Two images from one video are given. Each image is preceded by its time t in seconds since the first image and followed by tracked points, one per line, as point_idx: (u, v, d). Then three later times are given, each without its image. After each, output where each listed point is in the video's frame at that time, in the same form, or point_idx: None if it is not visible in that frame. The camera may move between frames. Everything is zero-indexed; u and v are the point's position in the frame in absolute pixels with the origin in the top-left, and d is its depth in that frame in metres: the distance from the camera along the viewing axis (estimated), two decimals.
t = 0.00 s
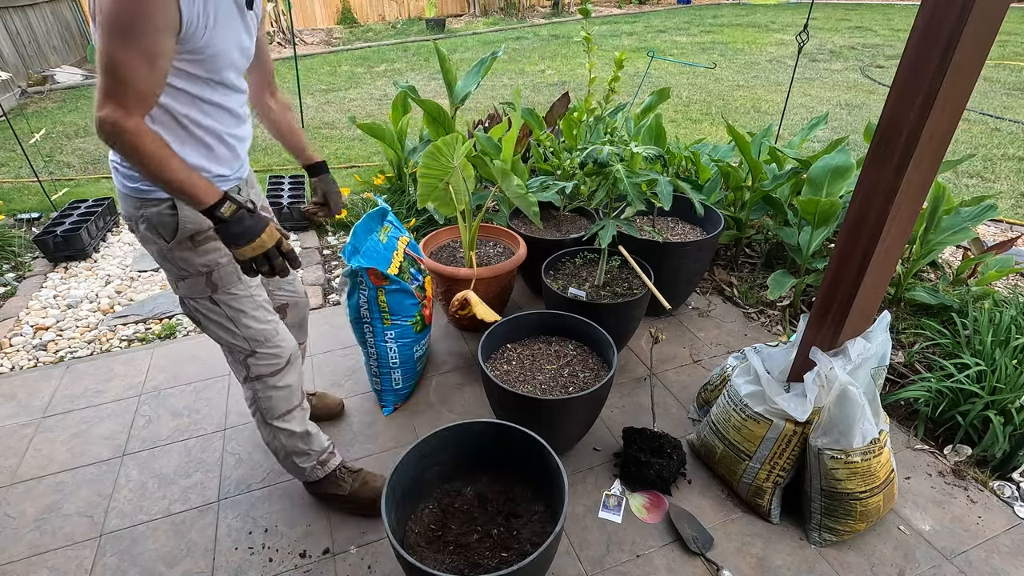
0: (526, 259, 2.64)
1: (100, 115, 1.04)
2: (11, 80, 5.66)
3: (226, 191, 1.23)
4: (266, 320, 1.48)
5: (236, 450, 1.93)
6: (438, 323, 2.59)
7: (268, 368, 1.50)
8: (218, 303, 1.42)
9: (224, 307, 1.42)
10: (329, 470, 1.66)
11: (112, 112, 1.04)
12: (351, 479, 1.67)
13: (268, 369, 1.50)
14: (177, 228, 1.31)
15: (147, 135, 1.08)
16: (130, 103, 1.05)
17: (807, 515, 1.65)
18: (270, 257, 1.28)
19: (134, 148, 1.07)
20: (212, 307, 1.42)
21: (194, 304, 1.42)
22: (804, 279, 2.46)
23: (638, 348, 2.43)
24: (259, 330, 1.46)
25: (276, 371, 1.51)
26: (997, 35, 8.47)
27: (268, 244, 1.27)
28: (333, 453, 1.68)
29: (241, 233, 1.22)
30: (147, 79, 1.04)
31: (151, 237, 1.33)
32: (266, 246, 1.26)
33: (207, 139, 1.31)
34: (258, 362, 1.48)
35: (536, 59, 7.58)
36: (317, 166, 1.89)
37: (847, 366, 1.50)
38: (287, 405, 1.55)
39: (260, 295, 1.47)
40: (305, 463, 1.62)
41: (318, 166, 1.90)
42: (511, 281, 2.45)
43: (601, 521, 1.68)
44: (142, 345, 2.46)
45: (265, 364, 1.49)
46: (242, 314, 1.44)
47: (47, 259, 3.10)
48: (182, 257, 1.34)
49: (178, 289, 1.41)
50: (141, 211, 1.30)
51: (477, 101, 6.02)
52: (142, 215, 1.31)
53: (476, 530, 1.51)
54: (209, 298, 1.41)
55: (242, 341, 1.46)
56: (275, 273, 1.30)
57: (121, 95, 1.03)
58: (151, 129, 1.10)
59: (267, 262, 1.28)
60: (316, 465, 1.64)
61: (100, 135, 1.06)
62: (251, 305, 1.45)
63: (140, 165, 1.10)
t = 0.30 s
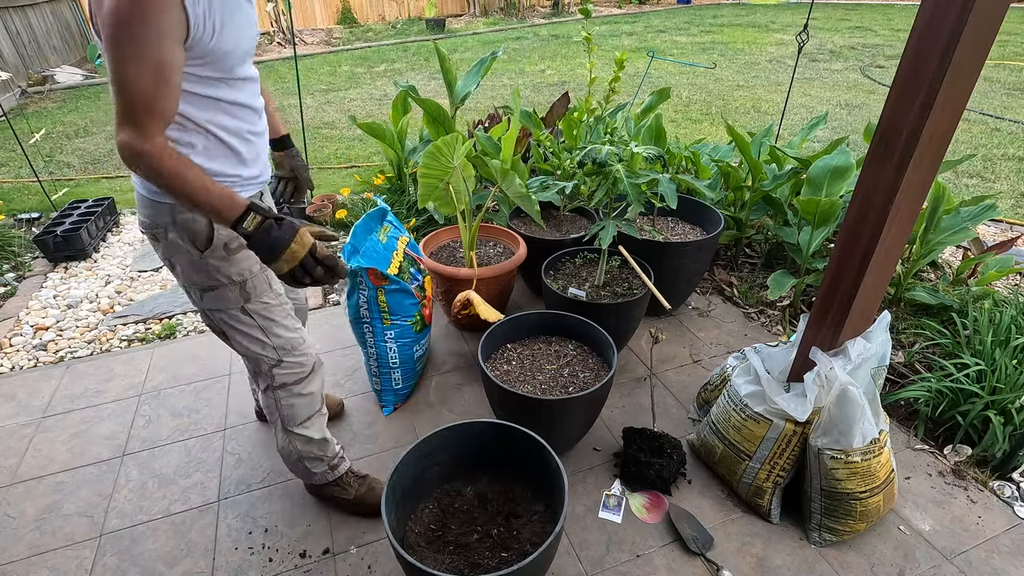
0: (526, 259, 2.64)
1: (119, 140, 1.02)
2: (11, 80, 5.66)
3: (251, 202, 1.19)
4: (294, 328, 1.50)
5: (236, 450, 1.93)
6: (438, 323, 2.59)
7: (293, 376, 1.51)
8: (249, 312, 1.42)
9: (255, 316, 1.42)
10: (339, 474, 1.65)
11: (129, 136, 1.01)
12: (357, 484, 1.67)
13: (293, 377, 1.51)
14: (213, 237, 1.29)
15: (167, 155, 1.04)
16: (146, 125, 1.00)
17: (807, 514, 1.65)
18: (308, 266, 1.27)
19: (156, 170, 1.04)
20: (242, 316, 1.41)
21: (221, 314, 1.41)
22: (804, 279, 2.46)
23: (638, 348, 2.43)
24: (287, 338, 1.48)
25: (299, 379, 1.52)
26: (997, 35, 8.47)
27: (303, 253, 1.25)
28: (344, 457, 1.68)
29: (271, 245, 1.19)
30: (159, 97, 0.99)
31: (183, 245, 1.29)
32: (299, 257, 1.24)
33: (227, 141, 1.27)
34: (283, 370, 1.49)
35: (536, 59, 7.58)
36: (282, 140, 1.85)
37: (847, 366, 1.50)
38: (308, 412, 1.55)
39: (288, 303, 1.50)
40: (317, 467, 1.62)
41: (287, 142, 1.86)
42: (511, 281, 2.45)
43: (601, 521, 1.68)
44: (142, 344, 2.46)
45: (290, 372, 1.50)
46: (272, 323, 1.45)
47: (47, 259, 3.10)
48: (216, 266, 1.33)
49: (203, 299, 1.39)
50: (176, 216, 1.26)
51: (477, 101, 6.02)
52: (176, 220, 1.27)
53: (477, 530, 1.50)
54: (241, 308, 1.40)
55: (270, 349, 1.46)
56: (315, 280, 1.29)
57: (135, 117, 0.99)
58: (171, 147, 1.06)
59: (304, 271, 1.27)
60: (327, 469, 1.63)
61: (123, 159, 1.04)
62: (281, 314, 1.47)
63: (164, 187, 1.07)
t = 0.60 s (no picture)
0: (526, 259, 2.64)
1: (141, 151, 0.94)
2: (11, 80, 5.66)
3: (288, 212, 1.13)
4: (313, 343, 1.50)
5: (236, 450, 1.93)
6: (438, 323, 2.59)
7: (302, 389, 1.50)
8: (273, 328, 1.40)
9: (281, 332, 1.41)
10: (341, 475, 1.65)
11: (152, 146, 0.94)
12: (358, 485, 1.67)
13: (306, 390, 1.50)
14: (249, 253, 1.28)
15: (192, 163, 0.97)
16: (168, 133, 0.93)
17: (807, 514, 1.65)
18: (356, 277, 1.21)
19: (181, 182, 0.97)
20: (267, 332, 1.39)
21: (243, 330, 1.38)
22: (804, 279, 2.46)
23: (638, 348, 2.43)
24: (307, 352, 1.48)
25: (308, 392, 1.51)
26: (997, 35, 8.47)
27: (347, 264, 1.18)
28: (346, 459, 1.68)
29: (313, 257, 1.13)
30: (182, 101, 0.91)
31: (217, 259, 1.26)
32: (344, 268, 1.18)
33: (255, 142, 1.23)
34: (295, 384, 1.48)
35: (535, 59, 7.58)
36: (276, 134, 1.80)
37: (847, 366, 1.50)
38: (311, 423, 1.55)
39: (310, 319, 1.49)
40: (319, 470, 1.62)
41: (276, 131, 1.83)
42: (511, 281, 2.45)
43: (601, 521, 1.68)
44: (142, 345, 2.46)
45: (300, 386, 1.49)
46: (296, 339, 1.45)
47: (47, 259, 3.10)
48: (248, 283, 1.31)
49: (224, 314, 1.35)
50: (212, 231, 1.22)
51: (477, 101, 6.02)
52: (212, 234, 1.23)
53: (477, 530, 1.50)
54: (265, 323, 1.38)
55: (289, 363, 1.45)
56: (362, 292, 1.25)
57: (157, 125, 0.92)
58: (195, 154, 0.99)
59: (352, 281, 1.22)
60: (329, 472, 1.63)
61: (146, 172, 0.97)
62: (303, 330, 1.47)
63: (192, 200, 1.00)
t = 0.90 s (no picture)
0: (526, 259, 2.64)
1: (141, 153, 0.91)
2: (10, 80, 5.66)
3: (307, 210, 1.11)
4: (322, 354, 1.50)
5: (236, 450, 1.93)
6: (438, 323, 2.59)
7: (309, 398, 1.50)
8: (284, 341, 1.40)
9: (291, 345, 1.42)
10: (343, 476, 1.65)
11: (154, 146, 0.91)
12: (359, 485, 1.67)
13: (314, 399, 1.50)
14: (263, 267, 1.28)
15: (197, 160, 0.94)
16: (171, 131, 0.90)
17: (807, 514, 1.65)
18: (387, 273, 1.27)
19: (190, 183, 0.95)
20: (277, 345, 1.39)
21: (253, 343, 1.38)
22: (804, 279, 2.46)
23: (638, 348, 2.43)
24: (316, 364, 1.48)
25: (315, 401, 1.51)
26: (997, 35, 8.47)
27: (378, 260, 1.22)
28: (348, 460, 1.67)
29: (344, 256, 1.15)
30: (187, 96, 0.90)
31: (230, 273, 1.26)
32: (376, 266, 1.22)
33: (260, 145, 1.22)
34: (302, 394, 1.48)
35: (535, 59, 7.58)
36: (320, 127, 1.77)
37: (847, 366, 1.50)
38: (316, 430, 1.55)
39: (321, 331, 1.50)
40: (321, 472, 1.61)
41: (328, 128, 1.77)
42: (511, 281, 2.45)
43: (601, 521, 1.68)
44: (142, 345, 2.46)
45: (308, 395, 1.49)
46: (306, 351, 1.45)
47: (47, 259, 3.10)
48: (261, 296, 1.31)
49: (235, 326, 1.35)
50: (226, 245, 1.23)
51: (477, 101, 6.02)
52: (226, 247, 1.23)
53: (478, 530, 1.50)
54: (277, 336, 1.38)
55: (297, 374, 1.45)
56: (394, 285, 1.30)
57: (159, 124, 0.90)
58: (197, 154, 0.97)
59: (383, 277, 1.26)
60: (331, 474, 1.63)
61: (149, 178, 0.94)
62: (314, 342, 1.47)
63: (202, 200, 0.97)
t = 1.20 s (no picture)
0: (526, 259, 2.64)
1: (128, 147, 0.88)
2: (10, 80, 5.66)
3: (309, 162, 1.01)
4: (314, 362, 1.49)
5: (236, 450, 1.93)
6: (438, 323, 2.59)
7: (303, 405, 1.50)
8: (272, 349, 1.39)
9: (279, 353, 1.40)
10: (342, 476, 1.65)
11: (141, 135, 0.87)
12: (359, 484, 1.68)
13: (306, 407, 1.50)
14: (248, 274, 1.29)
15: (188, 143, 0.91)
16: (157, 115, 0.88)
17: (807, 514, 1.65)
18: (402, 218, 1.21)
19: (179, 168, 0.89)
20: (265, 353, 1.39)
21: (241, 351, 1.37)
22: (804, 279, 2.46)
23: (638, 348, 2.43)
24: (307, 372, 1.47)
25: (309, 408, 1.51)
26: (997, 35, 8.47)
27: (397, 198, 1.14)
28: (347, 461, 1.68)
29: (365, 200, 1.06)
30: (172, 85, 0.89)
31: (215, 280, 1.27)
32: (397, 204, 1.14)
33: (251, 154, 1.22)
34: (295, 401, 1.48)
35: (536, 59, 7.58)
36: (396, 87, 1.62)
37: (847, 365, 1.50)
38: (312, 435, 1.55)
39: (312, 339, 1.48)
40: (320, 473, 1.61)
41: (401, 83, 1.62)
42: (511, 281, 2.45)
43: (601, 521, 1.68)
44: (142, 345, 2.46)
45: (301, 402, 1.49)
46: (295, 359, 1.44)
47: (47, 259, 3.10)
48: (247, 303, 1.31)
49: (223, 333, 1.35)
50: (211, 251, 1.25)
51: (477, 101, 6.02)
52: (211, 253, 1.25)
53: (477, 530, 1.50)
54: (265, 344, 1.38)
55: (288, 382, 1.45)
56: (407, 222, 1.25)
57: (145, 112, 0.88)
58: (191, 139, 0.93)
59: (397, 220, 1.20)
60: (330, 474, 1.63)
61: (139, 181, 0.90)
62: (304, 350, 1.45)
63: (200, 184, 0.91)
